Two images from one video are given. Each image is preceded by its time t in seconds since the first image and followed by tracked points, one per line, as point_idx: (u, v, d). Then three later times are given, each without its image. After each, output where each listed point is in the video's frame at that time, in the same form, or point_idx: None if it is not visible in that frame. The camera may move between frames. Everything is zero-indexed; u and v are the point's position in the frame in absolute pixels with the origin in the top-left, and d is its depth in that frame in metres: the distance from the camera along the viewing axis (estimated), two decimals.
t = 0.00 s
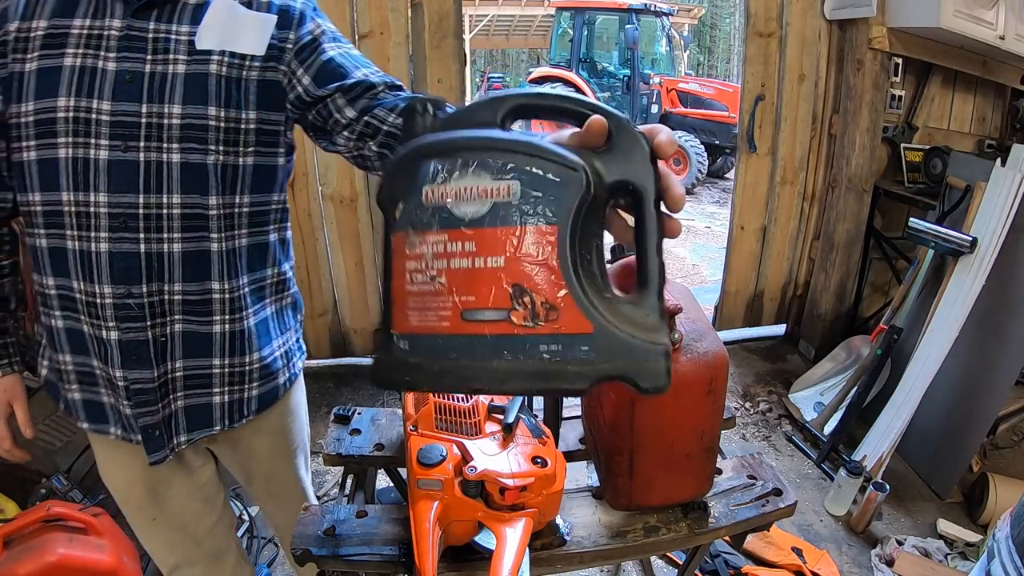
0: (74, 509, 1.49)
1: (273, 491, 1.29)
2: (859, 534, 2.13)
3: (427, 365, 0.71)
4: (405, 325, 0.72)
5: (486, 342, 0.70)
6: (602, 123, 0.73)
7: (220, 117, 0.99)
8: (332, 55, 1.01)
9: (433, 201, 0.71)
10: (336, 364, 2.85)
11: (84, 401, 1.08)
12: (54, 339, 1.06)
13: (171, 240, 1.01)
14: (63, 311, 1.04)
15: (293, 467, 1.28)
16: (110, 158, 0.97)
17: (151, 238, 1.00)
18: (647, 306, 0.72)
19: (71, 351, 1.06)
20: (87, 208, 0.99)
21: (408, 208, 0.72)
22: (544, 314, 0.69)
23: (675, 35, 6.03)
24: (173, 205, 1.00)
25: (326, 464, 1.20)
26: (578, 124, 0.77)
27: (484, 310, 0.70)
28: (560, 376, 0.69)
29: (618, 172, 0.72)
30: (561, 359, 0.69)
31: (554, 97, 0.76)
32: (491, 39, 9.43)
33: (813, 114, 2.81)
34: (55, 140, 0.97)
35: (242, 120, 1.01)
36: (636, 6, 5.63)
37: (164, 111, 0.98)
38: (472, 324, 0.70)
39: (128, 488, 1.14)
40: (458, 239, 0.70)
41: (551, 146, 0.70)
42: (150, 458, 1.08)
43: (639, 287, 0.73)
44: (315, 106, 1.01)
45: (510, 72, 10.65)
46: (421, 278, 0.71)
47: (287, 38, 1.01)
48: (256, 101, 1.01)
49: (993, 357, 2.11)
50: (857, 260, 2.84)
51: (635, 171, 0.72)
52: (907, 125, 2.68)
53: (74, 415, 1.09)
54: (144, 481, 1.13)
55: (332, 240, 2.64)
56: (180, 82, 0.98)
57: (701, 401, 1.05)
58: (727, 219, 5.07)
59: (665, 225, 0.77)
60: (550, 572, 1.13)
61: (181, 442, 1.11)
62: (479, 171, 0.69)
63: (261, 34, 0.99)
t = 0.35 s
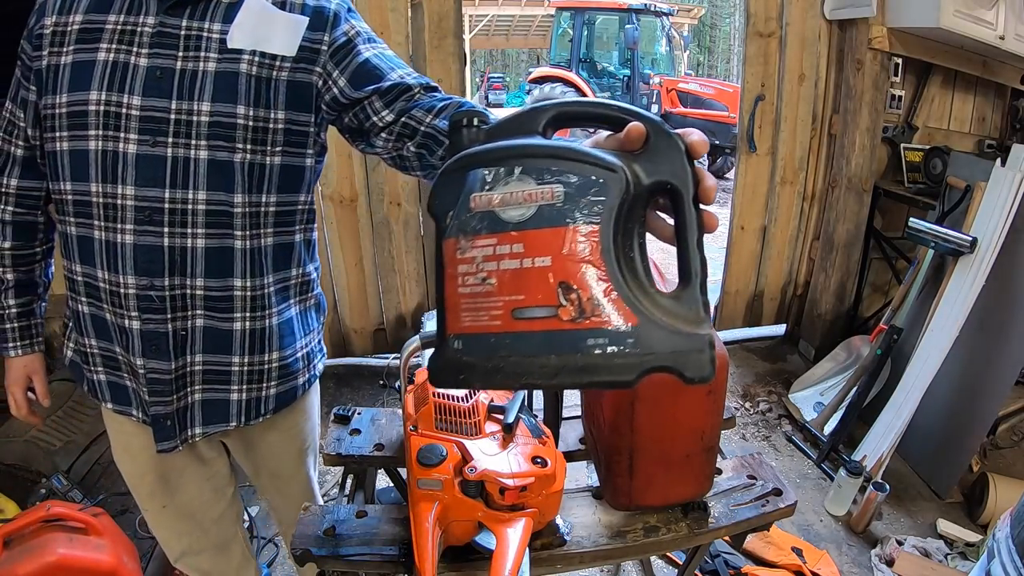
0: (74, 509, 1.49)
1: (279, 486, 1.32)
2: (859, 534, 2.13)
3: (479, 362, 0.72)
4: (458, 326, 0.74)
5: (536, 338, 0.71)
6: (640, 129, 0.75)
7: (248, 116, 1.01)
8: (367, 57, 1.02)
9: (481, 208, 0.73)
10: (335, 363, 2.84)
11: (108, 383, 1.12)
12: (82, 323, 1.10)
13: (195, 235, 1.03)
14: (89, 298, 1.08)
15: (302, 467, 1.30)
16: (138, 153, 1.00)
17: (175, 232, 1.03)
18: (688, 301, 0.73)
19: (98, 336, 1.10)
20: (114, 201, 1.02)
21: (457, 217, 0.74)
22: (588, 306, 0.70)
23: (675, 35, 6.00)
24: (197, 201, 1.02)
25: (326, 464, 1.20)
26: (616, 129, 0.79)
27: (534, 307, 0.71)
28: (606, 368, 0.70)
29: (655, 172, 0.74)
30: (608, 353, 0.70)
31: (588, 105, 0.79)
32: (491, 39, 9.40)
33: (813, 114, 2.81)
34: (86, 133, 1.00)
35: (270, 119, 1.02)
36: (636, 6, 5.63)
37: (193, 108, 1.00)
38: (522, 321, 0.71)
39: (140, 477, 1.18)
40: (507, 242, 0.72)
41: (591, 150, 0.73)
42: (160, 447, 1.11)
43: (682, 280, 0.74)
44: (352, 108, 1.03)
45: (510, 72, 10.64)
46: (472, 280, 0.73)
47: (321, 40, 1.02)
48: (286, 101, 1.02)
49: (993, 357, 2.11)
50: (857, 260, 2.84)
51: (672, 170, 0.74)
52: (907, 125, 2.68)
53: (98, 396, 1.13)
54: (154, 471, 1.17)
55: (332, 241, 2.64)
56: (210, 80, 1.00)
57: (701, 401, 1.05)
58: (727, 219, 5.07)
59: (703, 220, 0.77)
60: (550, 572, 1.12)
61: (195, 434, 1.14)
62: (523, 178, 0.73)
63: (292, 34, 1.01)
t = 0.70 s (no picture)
0: (74, 509, 1.49)
1: (282, 483, 1.32)
2: (859, 534, 2.13)
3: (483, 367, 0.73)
4: (463, 339, 0.77)
5: (535, 350, 0.74)
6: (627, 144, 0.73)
7: (264, 118, 1.02)
8: (381, 67, 1.04)
9: (479, 229, 0.74)
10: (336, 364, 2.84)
11: (115, 378, 1.11)
12: (91, 319, 1.10)
13: (208, 235, 1.03)
14: (98, 295, 1.08)
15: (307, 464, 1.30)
16: (152, 153, 1.00)
17: (188, 231, 1.03)
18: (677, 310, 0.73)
19: (106, 333, 1.09)
20: (127, 199, 1.01)
21: (457, 238, 0.75)
22: (581, 320, 0.72)
23: (675, 35, 5.98)
24: (211, 202, 1.02)
25: (326, 464, 1.20)
26: (604, 141, 0.76)
27: (531, 321, 0.73)
28: (600, 374, 0.72)
29: (642, 186, 0.73)
30: (599, 360, 0.72)
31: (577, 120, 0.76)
32: (491, 39, 9.41)
33: (813, 114, 2.81)
34: (100, 130, 1.00)
35: (285, 122, 1.03)
36: (636, 6, 5.62)
37: (209, 110, 1.00)
38: (520, 334, 0.74)
39: (146, 472, 1.17)
40: (503, 262, 0.73)
41: (579, 170, 0.72)
42: (168, 446, 1.11)
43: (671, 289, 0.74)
44: (365, 117, 1.05)
45: (510, 72, 10.64)
46: (473, 298, 0.75)
47: (336, 46, 1.03)
48: (300, 105, 1.03)
49: (994, 357, 2.11)
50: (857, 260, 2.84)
51: (659, 184, 0.73)
52: (907, 125, 2.68)
53: (105, 392, 1.13)
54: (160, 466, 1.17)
55: (332, 240, 2.63)
56: (226, 82, 1.00)
57: (700, 400, 1.06)
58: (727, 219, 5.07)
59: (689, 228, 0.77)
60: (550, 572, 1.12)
61: (202, 433, 1.13)
62: (517, 199, 0.73)
63: (308, 40, 1.01)
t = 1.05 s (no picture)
0: (74, 509, 1.49)
1: (283, 484, 1.32)
2: (859, 534, 2.13)
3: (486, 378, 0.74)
4: (465, 353, 0.77)
5: (535, 362, 0.74)
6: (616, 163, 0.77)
7: (272, 116, 1.02)
8: (384, 76, 1.06)
9: (478, 248, 0.74)
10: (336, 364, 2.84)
11: (115, 377, 1.11)
12: (92, 317, 1.09)
13: (213, 230, 1.03)
14: (100, 291, 1.07)
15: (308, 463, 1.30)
16: (160, 146, 1.00)
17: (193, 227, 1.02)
18: (666, 318, 0.76)
19: (108, 331, 1.09)
20: (133, 192, 1.01)
21: (456, 256, 0.75)
22: (580, 333, 0.73)
23: (675, 35, 5.98)
24: (218, 196, 1.02)
25: (326, 464, 1.20)
26: (592, 158, 0.78)
27: (531, 336, 0.74)
28: (597, 383, 0.74)
29: (631, 203, 0.75)
30: (597, 369, 0.74)
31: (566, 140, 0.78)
32: (492, 39, 9.41)
33: (813, 114, 2.81)
34: (108, 123, 1.00)
35: (293, 120, 1.03)
36: (636, 6, 5.60)
37: (218, 106, 1.00)
38: (522, 347, 0.74)
39: (146, 471, 1.17)
40: (503, 279, 0.74)
41: (573, 190, 0.74)
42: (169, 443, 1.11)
43: (660, 299, 0.77)
44: (365, 123, 1.07)
45: (510, 72, 10.64)
46: (474, 314, 0.75)
47: (341, 51, 1.04)
48: (308, 104, 1.04)
49: (994, 357, 2.11)
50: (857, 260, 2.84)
51: (647, 200, 0.75)
52: (907, 125, 2.68)
53: (105, 391, 1.12)
54: (160, 466, 1.17)
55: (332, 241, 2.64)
56: (235, 79, 1.00)
57: (701, 401, 1.06)
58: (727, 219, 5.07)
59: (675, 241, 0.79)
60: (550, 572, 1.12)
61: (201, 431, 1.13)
62: (513, 219, 0.73)
63: (317, 42, 1.02)
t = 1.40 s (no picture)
0: (74, 509, 1.49)
1: (289, 483, 1.32)
2: (859, 534, 2.13)
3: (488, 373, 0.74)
4: (443, 307, 0.81)
5: (505, 316, 0.78)
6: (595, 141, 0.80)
7: (283, 113, 1.02)
8: (385, 74, 1.08)
9: (460, 212, 0.79)
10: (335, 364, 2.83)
11: (124, 380, 1.09)
12: (100, 319, 1.08)
13: (228, 225, 1.03)
14: (110, 292, 1.06)
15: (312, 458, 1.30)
16: (174, 144, 0.99)
17: (209, 223, 1.02)
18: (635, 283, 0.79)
19: (117, 331, 1.07)
20: (148, 190, 1.00)
21: (443, 222, 0.81)
22: (547, 290, 0.76)
23: (675, 35, 5.98)
24: (232, 193, 1.02)
25: (326, 465, 1.20)
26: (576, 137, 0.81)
27: (502, 290, 0.77)
28: (557, 334, 0.77)
29: (610, 174, 0.78)
30: (558, 323, 0.76)
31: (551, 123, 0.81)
32: (492, 39, 9.42)
33: (813, 114, 2.81)
34: (120, 122, 0.99)
35: (302, 117, 1.03)
36: (636, 6, 5.61)
37: (229, 104, 1.00)
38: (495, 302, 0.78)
39: (154, 474, 1.17)
40: (480, 238, 0.78)
41: (550, 159, 0.77)
42: (188, 441, 1.10)
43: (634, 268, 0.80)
44: (367, 120, 1.07)
45: (510, 72, 10.64)
46: (453, 270, 0.80)
47: (344, 50, 1.05)
48: (316, 102, 1.04)
49: (994, 357, 2.11)
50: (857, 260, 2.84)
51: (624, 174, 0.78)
52: (907, 125, 2.68)
53: (113, 394, 1.11)
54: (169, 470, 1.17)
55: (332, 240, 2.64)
56: (246, 78, 1.00)
57: (702, 401, 1.05)
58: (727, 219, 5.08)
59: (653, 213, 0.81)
60: (550, 572, 1.12)
61: (219, 429, 1.13)
62: (493, 184, 0.78)
63: (323, 41, 1.02)
